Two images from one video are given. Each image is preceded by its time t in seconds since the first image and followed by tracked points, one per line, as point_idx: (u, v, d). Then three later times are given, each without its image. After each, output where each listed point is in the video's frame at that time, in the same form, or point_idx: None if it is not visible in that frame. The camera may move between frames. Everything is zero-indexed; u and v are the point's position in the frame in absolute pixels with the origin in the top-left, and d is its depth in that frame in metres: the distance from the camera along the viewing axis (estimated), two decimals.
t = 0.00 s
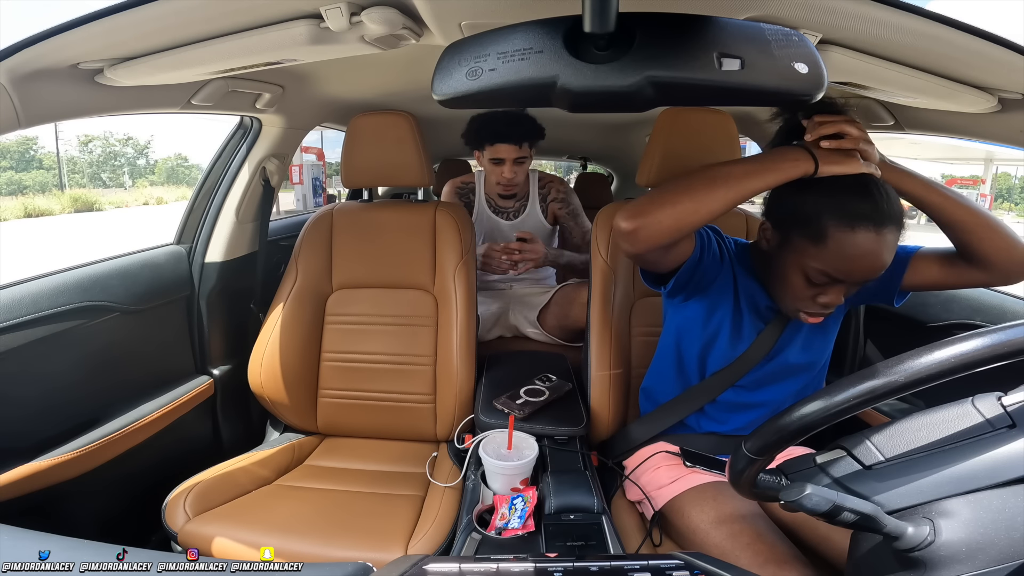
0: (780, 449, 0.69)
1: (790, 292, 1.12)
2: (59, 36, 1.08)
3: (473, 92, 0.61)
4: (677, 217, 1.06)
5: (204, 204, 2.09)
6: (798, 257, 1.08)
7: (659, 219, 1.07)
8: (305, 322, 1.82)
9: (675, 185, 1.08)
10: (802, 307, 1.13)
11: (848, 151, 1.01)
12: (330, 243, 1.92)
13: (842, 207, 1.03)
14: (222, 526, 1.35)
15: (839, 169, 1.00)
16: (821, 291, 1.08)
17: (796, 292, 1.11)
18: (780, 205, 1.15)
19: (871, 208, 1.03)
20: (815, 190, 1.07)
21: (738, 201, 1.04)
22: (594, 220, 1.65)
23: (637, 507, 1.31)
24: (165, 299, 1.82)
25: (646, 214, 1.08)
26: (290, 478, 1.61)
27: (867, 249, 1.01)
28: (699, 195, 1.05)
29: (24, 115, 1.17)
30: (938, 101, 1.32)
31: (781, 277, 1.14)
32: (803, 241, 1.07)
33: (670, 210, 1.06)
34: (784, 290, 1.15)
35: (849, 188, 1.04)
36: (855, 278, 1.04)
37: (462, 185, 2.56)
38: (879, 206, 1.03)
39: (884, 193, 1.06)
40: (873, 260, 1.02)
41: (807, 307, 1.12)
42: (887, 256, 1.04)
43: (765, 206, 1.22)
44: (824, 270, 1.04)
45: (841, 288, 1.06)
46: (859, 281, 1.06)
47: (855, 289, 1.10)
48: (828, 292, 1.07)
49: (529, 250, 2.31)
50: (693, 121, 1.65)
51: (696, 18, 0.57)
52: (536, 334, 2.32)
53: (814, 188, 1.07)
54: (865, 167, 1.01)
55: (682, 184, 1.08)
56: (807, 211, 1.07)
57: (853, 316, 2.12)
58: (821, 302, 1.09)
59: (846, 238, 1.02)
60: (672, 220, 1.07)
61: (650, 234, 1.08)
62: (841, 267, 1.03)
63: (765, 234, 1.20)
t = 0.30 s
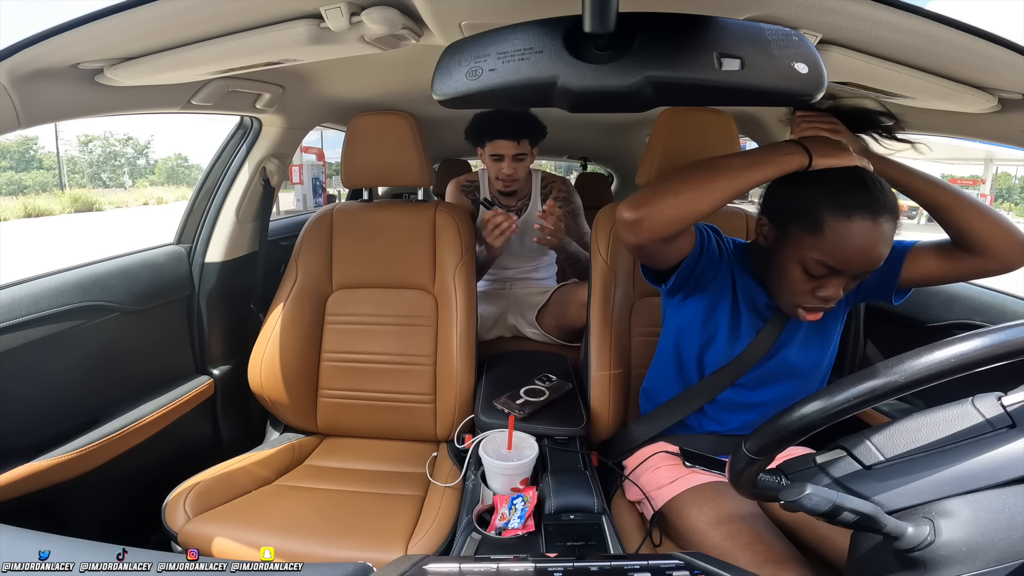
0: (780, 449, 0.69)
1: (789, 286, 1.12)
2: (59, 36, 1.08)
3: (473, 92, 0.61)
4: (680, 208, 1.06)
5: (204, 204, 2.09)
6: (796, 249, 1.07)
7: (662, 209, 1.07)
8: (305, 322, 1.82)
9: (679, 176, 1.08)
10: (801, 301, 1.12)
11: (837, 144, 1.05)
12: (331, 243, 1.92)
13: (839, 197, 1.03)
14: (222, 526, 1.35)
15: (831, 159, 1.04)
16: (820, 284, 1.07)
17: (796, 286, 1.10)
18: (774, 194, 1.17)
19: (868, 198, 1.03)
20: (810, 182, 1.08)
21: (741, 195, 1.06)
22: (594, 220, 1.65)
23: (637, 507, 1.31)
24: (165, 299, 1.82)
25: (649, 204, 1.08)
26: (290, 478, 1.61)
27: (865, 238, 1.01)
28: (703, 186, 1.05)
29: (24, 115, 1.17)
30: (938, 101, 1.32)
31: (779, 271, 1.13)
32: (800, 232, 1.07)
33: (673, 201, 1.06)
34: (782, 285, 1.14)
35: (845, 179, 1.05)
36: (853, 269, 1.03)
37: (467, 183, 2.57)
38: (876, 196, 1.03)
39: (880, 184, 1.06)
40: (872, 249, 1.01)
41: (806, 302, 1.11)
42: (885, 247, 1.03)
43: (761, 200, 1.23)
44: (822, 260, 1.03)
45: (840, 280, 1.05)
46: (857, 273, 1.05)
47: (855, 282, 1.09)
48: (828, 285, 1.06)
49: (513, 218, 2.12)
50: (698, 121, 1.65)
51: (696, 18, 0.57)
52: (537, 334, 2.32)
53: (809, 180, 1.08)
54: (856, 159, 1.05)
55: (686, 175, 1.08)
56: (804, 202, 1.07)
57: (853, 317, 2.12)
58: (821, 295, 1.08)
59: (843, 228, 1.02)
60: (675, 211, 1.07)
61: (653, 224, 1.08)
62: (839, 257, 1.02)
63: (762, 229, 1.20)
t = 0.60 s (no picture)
0: (780, 449, 0.69)
1: (783, 270, 1.10)
2: (59, 36, 1.08)
3: (473, 92, 0.61)
4: (686, 192, 1.07)
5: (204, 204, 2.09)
6: (788, 230, 1.07)
7: (667, 193, 1.08)
8: (305, 322, 1.82)
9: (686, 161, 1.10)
10: (797, 285, 1.10)
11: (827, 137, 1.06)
12: (331, 243, 1.92)
13: (825, 176, 1.04)
14: (222, 526, 1.35)
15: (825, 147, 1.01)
16: (815, 264, 1.06)
17: (790, 268, 1.09)
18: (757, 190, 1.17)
19: (852, 177, 1.04)
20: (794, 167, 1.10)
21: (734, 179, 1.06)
22: (594, 220, 1.66)
23: (637, 507, 1.31)
24: (165, 299, 1.82)
25: (655, 187, 1.09)
26: (290, 477, 1.61)
27: (856, 212, 1.01)
28: (707, 171, 1.07)
29: (24, 115, 1.17)
30: (938, 100, 1.32)
31: (773, 258, 1.12)
32: (787, 214, 1.07)
33: (678, 185, 1.08)
34: (777, 271, 1.12)
35: (825, 162, 1.07)
36: (845, 245, 1.03)
37: (475, 183, 2.52)
38: (860, 176, 1.05)
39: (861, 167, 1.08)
40: (863, 223, 1.01)
41: (803, 285, 1.09)
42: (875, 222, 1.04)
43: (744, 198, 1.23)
44: (813, 238, 1.03)
45: (833, 258, 1.05)
46: (850, 251, 1.04)
47: (851, 265, 1.08)
48: (823, 265, 1.05)
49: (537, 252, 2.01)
50: (701, 120, 1.65)
51: (696, 18, 0.57)
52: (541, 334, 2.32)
53: (792, 167, 1.10)
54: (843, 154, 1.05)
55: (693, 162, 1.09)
56: (790, 186, 1.08)
57: (853, 317, 2.08)
58: (817, 277, 1.06)
59: (830, 204, 1.02)
60: (680, 195, 1.08)
61: (658, 208, 1.09)
62: (832, 232, 1.02)
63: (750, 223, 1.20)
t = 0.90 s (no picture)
0: (780, 449, 0.69)
1: (778, 273, 1.11)
2: (59, 36, 1.08)
3: (473, 92, 0.61)
4: (681, 192, 1.08)
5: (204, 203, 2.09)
6: (785, 232, 1.07)
7: (663, 193, 1.08)
8: (305, 321, 1.82)
9: (684, 161, 1.10)
10: (793, 288, 1.10)
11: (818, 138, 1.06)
12: (331, 243, 1.92)
13: (825, 179, 1.04)
14: (222, 526, 1.35)
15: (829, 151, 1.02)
16: (809, 269, 1.06)
17: (785, 272, 1.09)
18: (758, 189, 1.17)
19: (853, 180, 1.03)
20: (796, 169, 1.09)
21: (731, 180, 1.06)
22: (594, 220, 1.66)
23: (637, 507, 1.31)
24: (165, 299, 1.81)
25: (651, 187, 1.09)
26: (290, 478, 1.61)
27: (855, 217, 1.00)
28: (705, 171, 1.07)
29: (24, 115, 1.17)
30: (938, 101, 1.32)
31: (770, 259, 1.12)
32: (786, 217, 1.07)
33: (675, 184, 1.08)
34: (773, 273, 1.13)
35: (828, 164, 1.06)
36: (840, 251, 1.02)
37: (482, 182, 2.52)
38: (861, 179, 1.04)
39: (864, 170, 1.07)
40: (861, 229, 1.01)
41: (797, 288, 1.09)
42: (874, 227, 1.03)
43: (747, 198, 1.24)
44: (808, 242, 1.03)
45: (828, 263, 1.04)
46: (846, 257, 1.04)
47: (847, 270, 1.08)
48: (817, 270, 1.05)
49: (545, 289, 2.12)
50: (701, 120, 1.65)
51: (696, 18, 0.57)
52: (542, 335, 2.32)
53: (793, 168, 1.09)
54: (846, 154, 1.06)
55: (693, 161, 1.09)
56: (789, 188, 1.07)
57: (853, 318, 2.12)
58: (811, 281, 1.07)
59: (827, 209, 1.01)
60: (676, 195, 1.08)
61: (654, 207, 1.09)
62: (829, 237, 1.02)
63: (752, 221, 1.19)
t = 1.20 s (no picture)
0: (780, 449, 0.69)
1: (787, 274, 1.11)
2: (59, 35, 1.08)
3: (473, 92, 0.61)
4: (681, 193, 1.07)
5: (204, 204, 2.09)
6: (795, 237, 1.07)
7: (662, 194, 1.08)
8: (305, 321, 1.82)
9: (685, 162, 1.09)
10: (800, 290, 1.11)
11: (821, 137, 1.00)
12: (331, 243, 1.92)
13: (836, 182, 1.03)
14: (222, 526, 1.35)
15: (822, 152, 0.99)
16: (820, 272, 1.07)
17: (795, 273, 1.10)
18: (765, 191, 1.17)
19: (864, 183, 1.03)
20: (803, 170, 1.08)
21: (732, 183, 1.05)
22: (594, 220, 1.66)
23: (637, 507, 1.31)
24: (165, 299, 1.81)
25: (651, 188, 1.09)
26: (290, 478, 1.61)
27: (866, 222, 1.01)
28: (705, 172, 1.06)
29: (24, 115, 1.17)
30: (938, 101, 1.32)
31: (777, 261, 1.13)
32: (798, 219, 1.07)
33: (675, 185, 1.07)
34: (779, 275, 1.13)
35: (838, 167, 1.05)
36: (852, 254, 1.03)
37: (481, 182, 2.52)
38: (870, 181, 1.04)
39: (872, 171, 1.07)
40: (873, 233, 1.02)
41: (806, 290, 1.10)
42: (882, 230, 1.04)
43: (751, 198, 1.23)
44: (822, 247, 1.03)
45: (838, 266, 1.05)
46: (855, 260, 1.05)
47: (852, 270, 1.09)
48: (827, 272, 1.06)
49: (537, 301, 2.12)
50: (701, 120, 1.65)
51: (695, 18, 0.57)
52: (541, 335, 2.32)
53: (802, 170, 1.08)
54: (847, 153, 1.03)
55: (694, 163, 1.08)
56: (800, 191, 1.07)
57: (853, 316, 2.13)
58: (821, 283, 1.08)
59: (841, 213, 1.01)
60: (677, 197, 1.08)
61: (654, 208, 1.09)
62: (841, 242, 1.02)
63: (756, 224, 1.19)
